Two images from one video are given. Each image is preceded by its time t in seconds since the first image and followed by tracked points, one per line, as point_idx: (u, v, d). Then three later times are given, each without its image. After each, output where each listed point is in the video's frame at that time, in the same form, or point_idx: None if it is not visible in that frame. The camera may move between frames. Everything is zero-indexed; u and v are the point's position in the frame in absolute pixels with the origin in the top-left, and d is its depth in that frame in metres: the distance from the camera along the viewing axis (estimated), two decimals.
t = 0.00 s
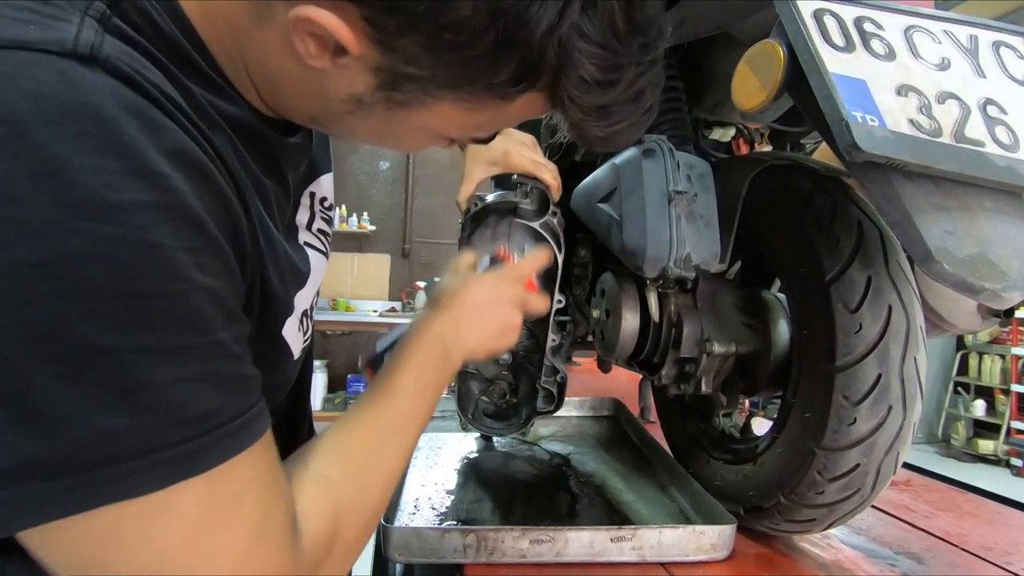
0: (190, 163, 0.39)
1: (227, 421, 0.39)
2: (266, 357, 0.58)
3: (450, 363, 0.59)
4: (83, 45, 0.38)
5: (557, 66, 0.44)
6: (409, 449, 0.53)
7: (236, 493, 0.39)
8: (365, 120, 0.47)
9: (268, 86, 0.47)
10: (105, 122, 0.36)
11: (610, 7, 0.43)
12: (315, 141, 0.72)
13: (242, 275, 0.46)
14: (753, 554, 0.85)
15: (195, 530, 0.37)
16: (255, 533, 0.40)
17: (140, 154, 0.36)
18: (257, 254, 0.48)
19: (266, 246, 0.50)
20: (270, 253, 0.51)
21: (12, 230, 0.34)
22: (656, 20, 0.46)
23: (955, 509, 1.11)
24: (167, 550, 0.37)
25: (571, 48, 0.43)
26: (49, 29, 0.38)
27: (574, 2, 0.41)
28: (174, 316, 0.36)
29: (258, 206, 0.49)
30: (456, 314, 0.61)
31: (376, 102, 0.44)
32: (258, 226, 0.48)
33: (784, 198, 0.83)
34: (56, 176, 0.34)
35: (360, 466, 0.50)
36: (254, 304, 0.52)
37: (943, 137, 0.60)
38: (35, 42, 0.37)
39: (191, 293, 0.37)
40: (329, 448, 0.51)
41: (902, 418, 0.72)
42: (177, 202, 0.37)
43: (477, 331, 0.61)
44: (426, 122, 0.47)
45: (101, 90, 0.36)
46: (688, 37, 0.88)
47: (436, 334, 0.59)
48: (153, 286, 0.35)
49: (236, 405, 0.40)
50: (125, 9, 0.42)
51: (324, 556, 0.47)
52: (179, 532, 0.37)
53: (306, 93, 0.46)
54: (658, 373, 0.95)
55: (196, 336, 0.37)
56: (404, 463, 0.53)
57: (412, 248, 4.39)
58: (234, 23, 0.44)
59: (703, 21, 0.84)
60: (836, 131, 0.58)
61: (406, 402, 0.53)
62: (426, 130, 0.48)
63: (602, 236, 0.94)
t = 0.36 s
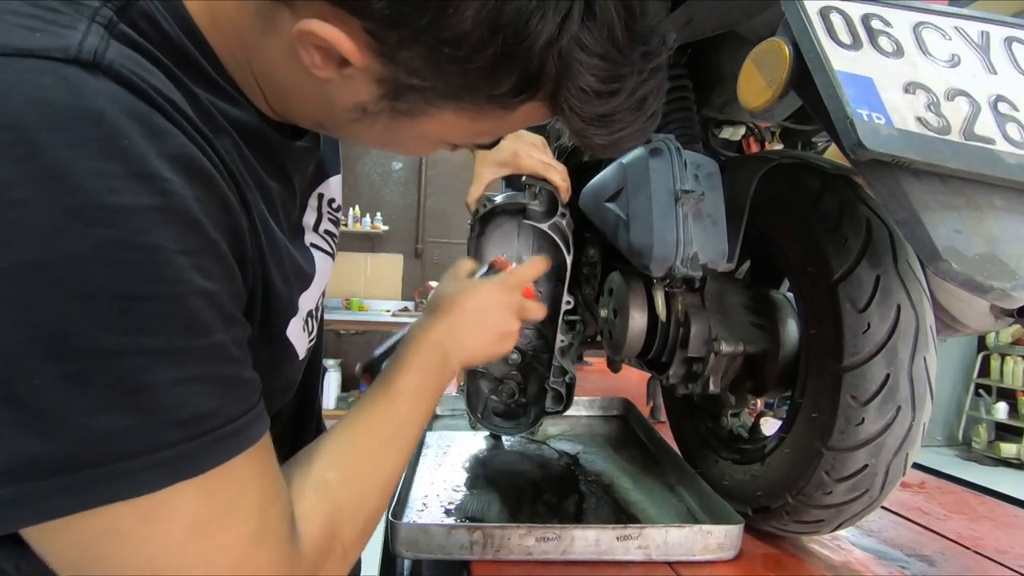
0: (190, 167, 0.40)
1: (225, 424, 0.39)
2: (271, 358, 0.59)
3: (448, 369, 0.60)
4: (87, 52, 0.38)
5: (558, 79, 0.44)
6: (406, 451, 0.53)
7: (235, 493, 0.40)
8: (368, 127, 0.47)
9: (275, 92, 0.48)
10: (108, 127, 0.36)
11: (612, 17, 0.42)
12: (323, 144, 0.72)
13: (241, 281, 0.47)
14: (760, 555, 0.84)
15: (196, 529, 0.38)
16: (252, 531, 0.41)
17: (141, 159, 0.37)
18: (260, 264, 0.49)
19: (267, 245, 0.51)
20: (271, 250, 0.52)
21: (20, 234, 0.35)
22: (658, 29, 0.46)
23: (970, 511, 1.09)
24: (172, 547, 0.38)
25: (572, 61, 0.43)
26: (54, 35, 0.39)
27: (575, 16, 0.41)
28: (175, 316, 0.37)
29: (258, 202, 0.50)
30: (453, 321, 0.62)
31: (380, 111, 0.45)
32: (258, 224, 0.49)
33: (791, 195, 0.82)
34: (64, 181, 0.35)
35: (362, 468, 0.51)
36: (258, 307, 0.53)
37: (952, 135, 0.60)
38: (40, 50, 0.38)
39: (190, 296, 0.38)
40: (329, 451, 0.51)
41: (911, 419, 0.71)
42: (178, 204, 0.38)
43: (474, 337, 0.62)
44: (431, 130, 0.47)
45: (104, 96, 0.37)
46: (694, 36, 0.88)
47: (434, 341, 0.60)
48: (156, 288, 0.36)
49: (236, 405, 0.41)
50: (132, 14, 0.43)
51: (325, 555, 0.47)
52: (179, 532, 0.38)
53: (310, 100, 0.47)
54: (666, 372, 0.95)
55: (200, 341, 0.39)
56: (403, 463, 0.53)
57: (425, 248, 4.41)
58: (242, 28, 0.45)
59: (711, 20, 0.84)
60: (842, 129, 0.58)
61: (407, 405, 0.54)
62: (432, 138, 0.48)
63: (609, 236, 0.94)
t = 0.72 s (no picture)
0: (198, 171, 0.41)
1: (234, 419, 0.40)
2: (277, 358, 0.60)
3: (460, 359, 0.60)
4: (98, 62, 0.40)
5: (551, 85, 0.44)
6: (419, 438, 0.54)
7: (250, 487, 0.41)
8: (367, 131, 0.48)
9: (279, 99, 0.49)
10: (118, 133, 0.37)
11: (602, 24, 0.42)
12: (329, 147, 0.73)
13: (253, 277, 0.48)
14: (766, 556, 0.84)
15: (207, 522, 0.39)
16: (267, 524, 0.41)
17: (149, 163, 0.38)
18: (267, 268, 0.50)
19: (275, 244, 0.51)
20: (280, 253, 0.52)
21: (33, 235, 0.36)
22: (651, 34, 0.46)
23: (983, 515, 1.08)
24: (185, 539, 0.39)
25: (563, 66, 0.43)
26: (67, 47, 0.40)
27: (565, 22, 0.41)
28: (183, 317, 0.38)
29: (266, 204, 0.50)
30: (465, 311, 0.62)
31: (378, 116, 0.46)
32: (266, 224, 0.50)
33: (796, 196, 0.82)
34: (75, 185, 0.36)
35: (374, 458, 0.51)
36: (264, 308, 0.54)
37: (956, 136, 0.60)
38: (53, 60, 0.39)
39: (203, 297, 0.39)
40: (343, 440, 0.52)
41: (917, 421, 0.71)
42: (185, 207, 0.39)
43: (485, 325, 0.62)
44: (427, 135, 0.48)
45: (114, 103, 0.38)
46: (700, 37, 0.88)
47: (446, 331, 0.60)
48: (162, 290, 0.37)
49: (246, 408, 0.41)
50: (141, 25, 0.44)
51: (340, 542, 0.48)
52: (192, 523, 0.39)
53: (312, 106, 0.48)
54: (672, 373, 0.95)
55: (209, 342, 0.39)
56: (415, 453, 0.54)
57: (435, 248, 4.42)
58: (247, 35, 0.46)
59: (716, 22, 0.84)
60: (844, 131, 0.58)
61: (417, 395, 0.55)
62: (431, 143, 0.49)
63: (614, 237, 0.95)
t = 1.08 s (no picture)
0: (191, 183, 0.42)
1: (219, 427, 0.41)
2: (274, 364, 0.60)
3: (462, 377, 0.59)
4: (93, 77, 0.40)
5: (537, 99, 0.44)
6: (414, 455, 0.54)
7: (234, 494, 0.41)
8: (356, 142, 0.49)
9: (269, 106, 0.50)
10: (112, 148, 0.38)
11: (584, 39, 0.42)
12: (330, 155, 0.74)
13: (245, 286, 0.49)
14: (768, 564, 0.84)
15: (193, 530, 0.40)
16: (256, 524, 0.42)
17: (143, 175, 0.39)
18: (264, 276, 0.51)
19: (268, 251, 0.52)
20: (273, 258, 0.53)
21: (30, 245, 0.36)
22: (636, 51, 0.45)
23: (990, 524, 1.08)
24: (173, 546, 0.39)
25: (546, 80, 0.43)
26: (64, 63, 0.41)
27: (546, 36, 0.41)
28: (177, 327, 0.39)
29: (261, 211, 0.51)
30: (472, 325, 0.61)
31: (366, 126, 0.46)
32: (259, 232, 0.50)
33: (800, 204, 0.82)
34: (73, 197, 0.37)
35: (370, 468, 0.52)
36: (262, 316, 0.55)
37: (957, 146, 0.59)
38: (49, 77, 0.39)
39: (192, 304, 0.39)
40: (338, 449, 0.53)
41: (919, 430, 0.70)
42: (177, 218, 0.39)
43: (495, 341, 0.61)
44: (414, 147, 0.48)
45: (110, 118, 0.39)
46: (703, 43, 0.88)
47: (448, 348, 0.59)
48: (156, 300, 0.38)
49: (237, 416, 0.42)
50: (139, 41, 0.45)
51: (330, 550, 0.48)
52: (177, 532, 0.39)
53: (307, 117, 0.49)
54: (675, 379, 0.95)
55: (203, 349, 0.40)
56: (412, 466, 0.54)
57: (442, 250, 4.43)
58: (240, 47, 0.47)
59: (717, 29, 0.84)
60: (842, 142, 0.58)
61: (416, 409, 0.55)
62: (421, 154, 0.49)
63: (617, 244, 0.95)
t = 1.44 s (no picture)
0: (174, 187, 0.40)
1: (219, 414, 0.40)
2: (261, 363, 0.59)
3: (440, 353, 0.60)
4: (71, 86, 0.39)
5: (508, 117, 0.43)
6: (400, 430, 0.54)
7: (239, 478, 0.41)
8: (339, 146, 0.48)
9: (253, 108, 0.50)
10: (90, 154, 0.37)
11: (553, 58, 0.40)
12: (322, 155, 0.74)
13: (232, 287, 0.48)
14: (768, 564, 0.84)
15: (201, 513, 0.39)
16: (264, 505, 0.42)
17: (123, 179, 0.37)
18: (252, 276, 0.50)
19: (253, 251, 0.51)
20: (257, 256, 0.52)
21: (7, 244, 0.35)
22: (611, 69, 0.43)
23: (993, 525, 1.07)
24: (181, 527, 0.39)
25: (518, 100, 0.41)
26: (42, 73, 0.40)
27: (516, 56, 0.39)
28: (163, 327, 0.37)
29: (244, 214, 0.50)
30: (443, 304, 0.61)
31: (343, 137, 0.46)
32: (242, 232, 0.49)
33: (800, 203, 0.82)
34: (52, 200, 0.36)
35: (358, 446, 0.52)
36: (250, 312, 0.53)
37: (957, 144, 0.59)
38: (28, 88, 0.38)
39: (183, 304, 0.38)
40: (325, 434, 0.53)
41: (919, 429, 0.70)
42: (163, 220, 0.38)
43: (464, 318, 0.62)
44: (394, 157, 0.47)
45: (87, 126, 0.38)
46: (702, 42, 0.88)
47: (424, 326, 0.59)
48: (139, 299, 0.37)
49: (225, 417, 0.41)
50: (121, 48, 0.44)
51: (328, 529, 0.48)
52: (184, 517, 0.39)
53: (295, 123, 0.48)
54: (675, 379, 0.95)
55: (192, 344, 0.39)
56: (399, 441, 0.55)
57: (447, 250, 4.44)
58: (222, 53, 0.47)
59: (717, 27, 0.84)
60: (840, 140, 0.58)
61: (397, 387, 0.55)
62: (401, 164, 0.49)
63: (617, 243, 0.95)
